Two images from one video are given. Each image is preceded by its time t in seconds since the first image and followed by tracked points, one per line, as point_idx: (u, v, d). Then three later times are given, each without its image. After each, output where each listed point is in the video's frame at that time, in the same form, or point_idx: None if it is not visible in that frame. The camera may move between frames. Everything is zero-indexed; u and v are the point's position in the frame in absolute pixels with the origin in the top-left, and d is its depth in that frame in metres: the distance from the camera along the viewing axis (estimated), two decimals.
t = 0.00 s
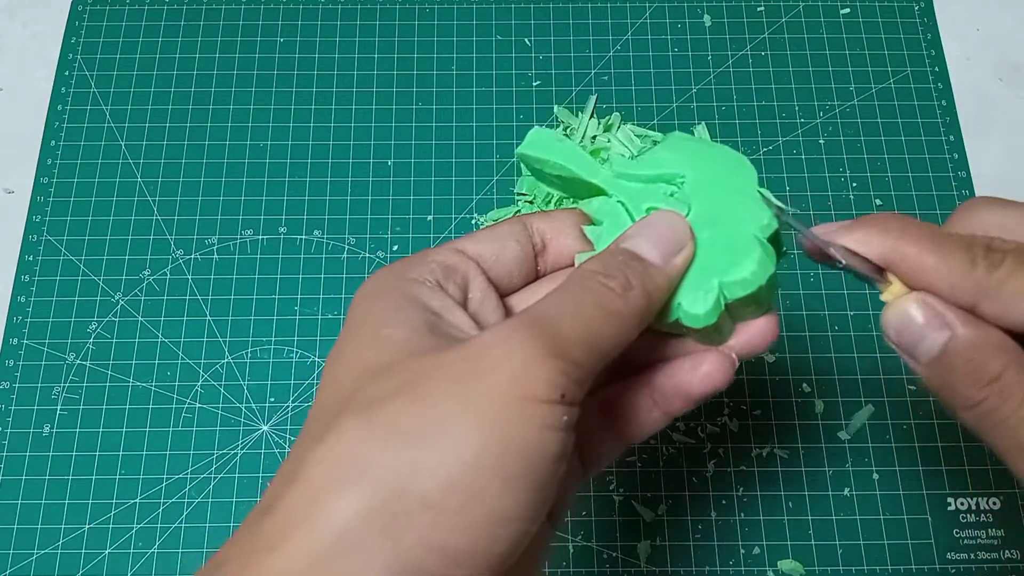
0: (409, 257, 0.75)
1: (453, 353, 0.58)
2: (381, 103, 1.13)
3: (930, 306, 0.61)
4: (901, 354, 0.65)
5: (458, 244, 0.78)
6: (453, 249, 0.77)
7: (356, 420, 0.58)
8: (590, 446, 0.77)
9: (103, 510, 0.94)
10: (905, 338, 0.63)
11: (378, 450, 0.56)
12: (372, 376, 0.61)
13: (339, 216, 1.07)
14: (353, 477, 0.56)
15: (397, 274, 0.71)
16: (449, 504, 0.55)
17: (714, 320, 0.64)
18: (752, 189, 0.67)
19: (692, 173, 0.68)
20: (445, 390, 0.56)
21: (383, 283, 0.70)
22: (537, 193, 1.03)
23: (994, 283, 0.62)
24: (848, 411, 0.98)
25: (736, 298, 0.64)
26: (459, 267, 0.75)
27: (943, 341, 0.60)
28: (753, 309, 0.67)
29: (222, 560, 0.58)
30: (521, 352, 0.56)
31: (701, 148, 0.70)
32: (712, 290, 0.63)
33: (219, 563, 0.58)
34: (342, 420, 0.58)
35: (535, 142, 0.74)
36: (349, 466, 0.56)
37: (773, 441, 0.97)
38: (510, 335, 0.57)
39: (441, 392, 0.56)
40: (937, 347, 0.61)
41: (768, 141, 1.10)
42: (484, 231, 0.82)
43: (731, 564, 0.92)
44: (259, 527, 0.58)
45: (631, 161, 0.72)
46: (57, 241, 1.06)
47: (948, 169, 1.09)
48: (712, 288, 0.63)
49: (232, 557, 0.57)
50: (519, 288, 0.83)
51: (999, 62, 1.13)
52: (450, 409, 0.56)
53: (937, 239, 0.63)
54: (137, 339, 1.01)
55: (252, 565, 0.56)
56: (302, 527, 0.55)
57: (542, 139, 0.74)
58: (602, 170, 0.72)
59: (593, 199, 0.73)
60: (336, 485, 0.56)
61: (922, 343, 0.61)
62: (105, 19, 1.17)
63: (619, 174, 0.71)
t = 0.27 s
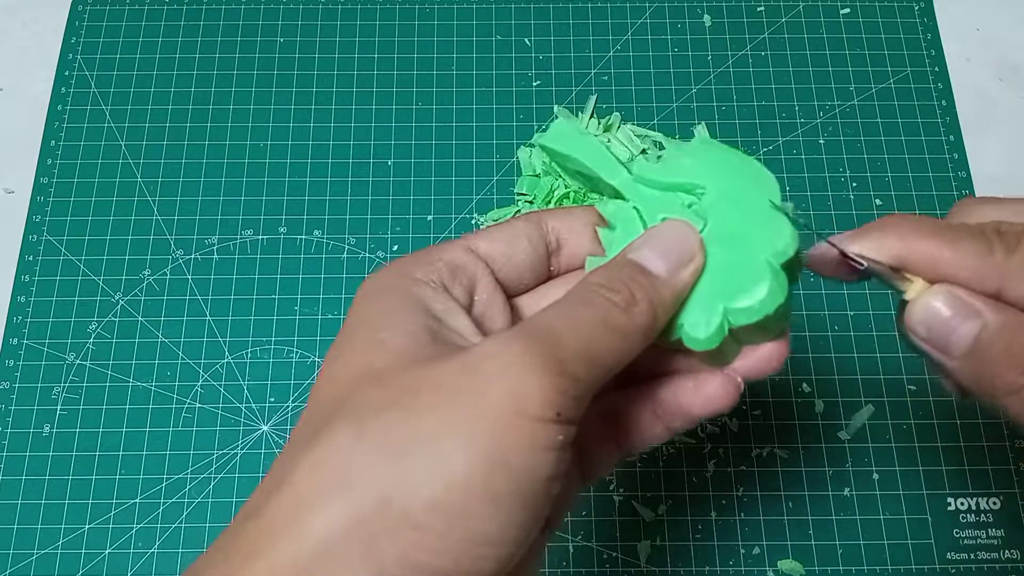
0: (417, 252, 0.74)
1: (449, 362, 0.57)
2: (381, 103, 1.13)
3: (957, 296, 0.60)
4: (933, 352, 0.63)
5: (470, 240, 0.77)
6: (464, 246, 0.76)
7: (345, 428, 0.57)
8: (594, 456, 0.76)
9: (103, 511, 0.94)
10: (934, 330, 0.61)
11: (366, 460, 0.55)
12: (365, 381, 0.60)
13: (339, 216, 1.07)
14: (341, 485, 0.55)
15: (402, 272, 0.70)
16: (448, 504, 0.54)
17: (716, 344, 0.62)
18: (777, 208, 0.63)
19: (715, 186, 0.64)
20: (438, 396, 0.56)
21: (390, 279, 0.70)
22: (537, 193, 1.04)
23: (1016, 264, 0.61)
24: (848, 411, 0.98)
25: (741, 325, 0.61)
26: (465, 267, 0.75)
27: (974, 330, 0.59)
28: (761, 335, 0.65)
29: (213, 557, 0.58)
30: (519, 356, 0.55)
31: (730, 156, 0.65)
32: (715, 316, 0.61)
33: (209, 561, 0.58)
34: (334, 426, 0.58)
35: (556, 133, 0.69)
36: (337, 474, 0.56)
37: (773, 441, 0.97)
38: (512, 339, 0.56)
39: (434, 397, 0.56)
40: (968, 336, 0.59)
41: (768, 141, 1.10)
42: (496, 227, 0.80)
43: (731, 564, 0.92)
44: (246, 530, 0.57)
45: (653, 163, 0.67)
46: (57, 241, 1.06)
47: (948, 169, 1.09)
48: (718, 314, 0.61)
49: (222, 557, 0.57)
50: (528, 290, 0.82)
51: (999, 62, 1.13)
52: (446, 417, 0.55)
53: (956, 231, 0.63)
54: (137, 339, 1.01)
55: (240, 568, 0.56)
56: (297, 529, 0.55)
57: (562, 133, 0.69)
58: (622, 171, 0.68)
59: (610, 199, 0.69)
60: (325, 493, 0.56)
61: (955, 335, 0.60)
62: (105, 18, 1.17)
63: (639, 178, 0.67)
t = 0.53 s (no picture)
0: (429, 235, 0.74)
1: (455, 349, 0.57)
2: (381, 103, 1.13)
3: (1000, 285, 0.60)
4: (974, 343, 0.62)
5: (483, 224, 0.77)
6: (477, 230, 0.76)
7: (349, 415, 0.57)
8: (607, 450, 0.77)
9: (103, 510, 0.94)
10: (976, 319, 0.60)
11: (369, 449, 0.55)
12: (373, 366, 0.60)
13: (339, 216, 1.07)
14: (342, 477, 0.55)
15: (414, 256, 0.70)
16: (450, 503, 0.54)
17: (735, 329, 0.61)
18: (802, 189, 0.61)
19: (739, 167, 0.63)
20: (438, 392, 0.55)
21: (402, 264, 0.69)
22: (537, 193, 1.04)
23: None
24: (848, 411, 0.98)
25: (762, 310, 0.60)
26: (476, 251, 0.74)
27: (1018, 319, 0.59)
28: (781, 322, 0.63)
29: (213, 547, 0.58)
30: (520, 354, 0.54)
31: (756, 137, 0.64)
32: (736, 300, 0.60)
33: (208, 553, 0.58)
34: (337, 413, 0.58)
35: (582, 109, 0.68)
36: (341, 462, 0.56)
37: (773, 441, 0.97)
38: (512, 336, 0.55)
39: (434, 395, 0.55)
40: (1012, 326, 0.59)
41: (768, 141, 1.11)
42: (512, 211, 0.80)
43: (731, 564, 0.92)
44: (248, 519, 0.58)
45: (676, 144, 0.67)
46: (57, 241, 1.06)
47: (948, 169, 1.09)
48: (738, 298, 0.60)
49: (221, 549, 0.57)
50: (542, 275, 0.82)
51: (999, 62, 1.13)
52: (447, 413, 0.55)
53: (996, 224, 0.63)
54: (136, 339, 1.01)
55: (241, 559, 0.56)
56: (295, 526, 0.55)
57: (585, 111, 0.68)
58: (644, 151, 0.67)
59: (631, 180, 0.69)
60: (326, 484, 0.56)
61: (997, 325, 0.59)
62: (106, 18, 1.17)
63: (661, 159, 0.67)
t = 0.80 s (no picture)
0: (433, 233, 0.74)
1: (458, 347, 0.57)
2: (381, 103, 1.13)
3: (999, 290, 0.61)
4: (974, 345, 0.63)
5: (487, 223, 0.77)
6: (481, 228, 0.76)
7: (350, 414, 0.57)
8: (610, 449, 0.77)
9: (103, 510, 0.94)
10: (976, 323, 0.62)
11: (371, 448, 0.55)
12: (375, 365, 0.60)
13: (339, 216, 1.07)
14: (344, 475, 0.55)
15: (418, 253, 0.70)
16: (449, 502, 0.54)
17: (739, 328, 0.61)
18: (805, 188, 0.62)
19: (742, 166, 0.63)
20: (438, 394, 0.55)
21: (405, 261, 0.69)
22: (537, 193, 1.04)
23: None
24: (848, 411, 0.98)
25: (766, 308, 0.60)
26: (480, 250, 0.74)
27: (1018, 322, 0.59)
28: (786, 319, 0.63)
29: (213, 546, 0.59)
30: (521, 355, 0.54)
31: (759, 136, 0.64)
32: (739, 299, 0.60)
33: (207, 552, 0.58)
34: (339, 413, 0.58)
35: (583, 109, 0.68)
36: (342, 461, 0.56)
37: (772, 441, 0.97)
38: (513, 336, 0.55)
39: (434, 396, 0.55)
40: (1011, 332, 0.60)
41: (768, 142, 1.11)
42: (516, 209, 0.80)
43: (731, 564, 0.92)
44: (248, 518, 0.58)
45: (678, 143, 0.67)
46: (57, 241, 1.06)
47: (948, 169, 1.09)
48: (742, 296, 0.60)
49: (221, 549, 0.57)
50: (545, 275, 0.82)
51: (999, 62, 1.13)
52: (448, 414, 0.54)
53: (999, 226, 0.63)
54: (136, 339, 1.01)
55: (241, 558, 0.56)
56: (294, 526, 0.55)
57: (589, 111, 0.68)
58: (648, 151, 0.67)
59: (634, 179, 0.69)
60: (329, 483, 0.56)
61: (998, 328, 0.60)
62: (106, 18, 1.17)
63: (664, 158, 0.67)
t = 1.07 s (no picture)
0: (438, 246, 0.73)
1: (464, 365, 0.57)
2: (381, 103, 1.13)
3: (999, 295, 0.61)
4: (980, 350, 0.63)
5: (493, 236, 0.77)
6: (487, 241, 0.76)
7: (355, 431, 0.57)
8: (612, 464, 0.76)
9: (103, 510, 0.94)
10: (979, 329, 0.61)
11: (375, 465, 0.55)
12: (380, 381, 0.60)
13: (339, 217, 1.07)
14: (348, 491, 0.55)
15: (423, 266, 0.70)
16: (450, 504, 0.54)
17: (740, 353, 0.60)
18: (812, 214, 0.61)
19: (750, 190, 0.62)
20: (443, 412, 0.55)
21: (410, 274, 0.69)
22: (537, 193, 1.05)
23: None
24: (848, 411, 0.98)
25: (768, 335, 0.60)
26: (485, 262, 0.74)
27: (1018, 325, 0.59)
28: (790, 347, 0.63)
29: (213, 559, 0.58)
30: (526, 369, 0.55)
31: (768, 160, 0.63)
32: (742, 324, 0.59)
33: (208, 563, 0.58)
34: (343, 428, 0.58)
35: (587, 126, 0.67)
36: (346, 477, 0.56)
37: (772, 441, 0.97)
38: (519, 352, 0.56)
39: (439, 414, 0.55)
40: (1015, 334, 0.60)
41: (768, 142, 1.10)
42: (522, 221, 0.80)
43: (731, 564, 0.92)
44: (249, 532, 0.57)
45: (686, 164, 0.66)
46: (57, 241, 1.06)
47: (949, 169, 1.09)
48: (745, 321, 0.59)
49: (221, 561, 0.57)
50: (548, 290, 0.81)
51: (999, 62, 1.13)
52: (453, 433, 0.55)
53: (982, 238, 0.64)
54: (136, 339, 1.01)
55: (241, 570, 0.55)
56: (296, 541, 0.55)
57: (597, 124, 0.67)
58: (655, 170, 0.66)
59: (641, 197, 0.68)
60: (335, 495, 0.55)
61: (1000, 333, 0.60)
62: (106, 18, 1.17)
63: (671, 178, 0.66)
